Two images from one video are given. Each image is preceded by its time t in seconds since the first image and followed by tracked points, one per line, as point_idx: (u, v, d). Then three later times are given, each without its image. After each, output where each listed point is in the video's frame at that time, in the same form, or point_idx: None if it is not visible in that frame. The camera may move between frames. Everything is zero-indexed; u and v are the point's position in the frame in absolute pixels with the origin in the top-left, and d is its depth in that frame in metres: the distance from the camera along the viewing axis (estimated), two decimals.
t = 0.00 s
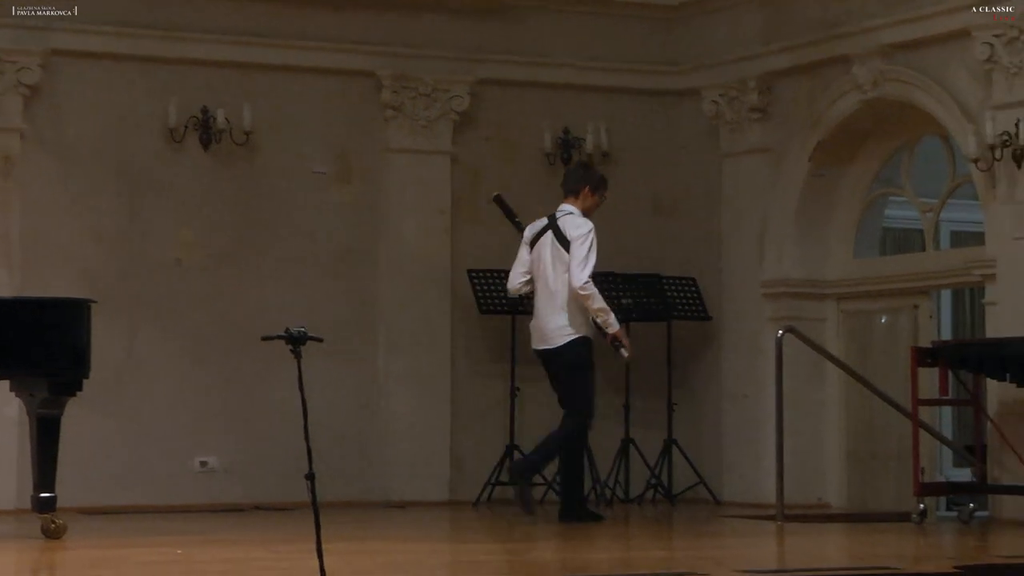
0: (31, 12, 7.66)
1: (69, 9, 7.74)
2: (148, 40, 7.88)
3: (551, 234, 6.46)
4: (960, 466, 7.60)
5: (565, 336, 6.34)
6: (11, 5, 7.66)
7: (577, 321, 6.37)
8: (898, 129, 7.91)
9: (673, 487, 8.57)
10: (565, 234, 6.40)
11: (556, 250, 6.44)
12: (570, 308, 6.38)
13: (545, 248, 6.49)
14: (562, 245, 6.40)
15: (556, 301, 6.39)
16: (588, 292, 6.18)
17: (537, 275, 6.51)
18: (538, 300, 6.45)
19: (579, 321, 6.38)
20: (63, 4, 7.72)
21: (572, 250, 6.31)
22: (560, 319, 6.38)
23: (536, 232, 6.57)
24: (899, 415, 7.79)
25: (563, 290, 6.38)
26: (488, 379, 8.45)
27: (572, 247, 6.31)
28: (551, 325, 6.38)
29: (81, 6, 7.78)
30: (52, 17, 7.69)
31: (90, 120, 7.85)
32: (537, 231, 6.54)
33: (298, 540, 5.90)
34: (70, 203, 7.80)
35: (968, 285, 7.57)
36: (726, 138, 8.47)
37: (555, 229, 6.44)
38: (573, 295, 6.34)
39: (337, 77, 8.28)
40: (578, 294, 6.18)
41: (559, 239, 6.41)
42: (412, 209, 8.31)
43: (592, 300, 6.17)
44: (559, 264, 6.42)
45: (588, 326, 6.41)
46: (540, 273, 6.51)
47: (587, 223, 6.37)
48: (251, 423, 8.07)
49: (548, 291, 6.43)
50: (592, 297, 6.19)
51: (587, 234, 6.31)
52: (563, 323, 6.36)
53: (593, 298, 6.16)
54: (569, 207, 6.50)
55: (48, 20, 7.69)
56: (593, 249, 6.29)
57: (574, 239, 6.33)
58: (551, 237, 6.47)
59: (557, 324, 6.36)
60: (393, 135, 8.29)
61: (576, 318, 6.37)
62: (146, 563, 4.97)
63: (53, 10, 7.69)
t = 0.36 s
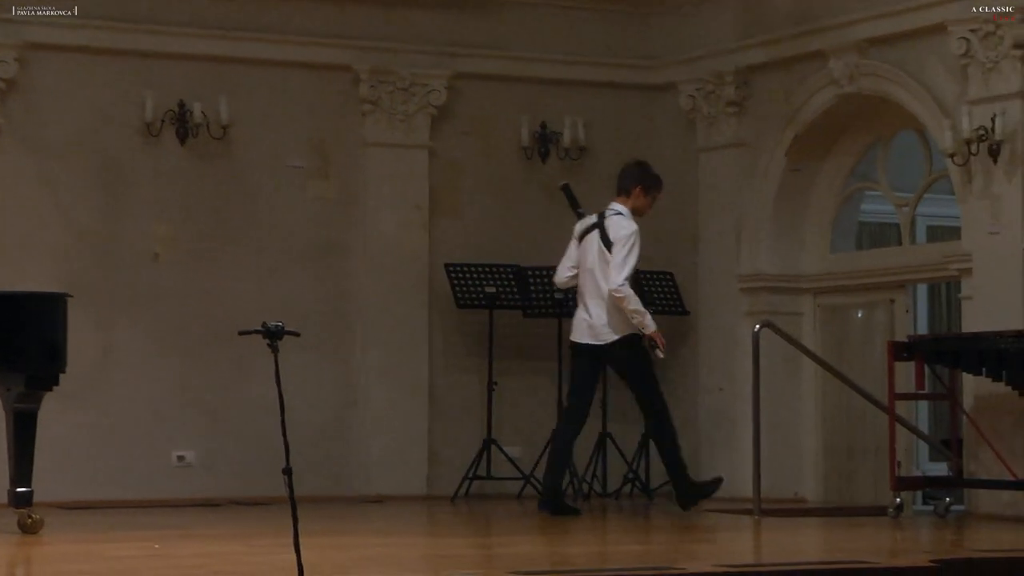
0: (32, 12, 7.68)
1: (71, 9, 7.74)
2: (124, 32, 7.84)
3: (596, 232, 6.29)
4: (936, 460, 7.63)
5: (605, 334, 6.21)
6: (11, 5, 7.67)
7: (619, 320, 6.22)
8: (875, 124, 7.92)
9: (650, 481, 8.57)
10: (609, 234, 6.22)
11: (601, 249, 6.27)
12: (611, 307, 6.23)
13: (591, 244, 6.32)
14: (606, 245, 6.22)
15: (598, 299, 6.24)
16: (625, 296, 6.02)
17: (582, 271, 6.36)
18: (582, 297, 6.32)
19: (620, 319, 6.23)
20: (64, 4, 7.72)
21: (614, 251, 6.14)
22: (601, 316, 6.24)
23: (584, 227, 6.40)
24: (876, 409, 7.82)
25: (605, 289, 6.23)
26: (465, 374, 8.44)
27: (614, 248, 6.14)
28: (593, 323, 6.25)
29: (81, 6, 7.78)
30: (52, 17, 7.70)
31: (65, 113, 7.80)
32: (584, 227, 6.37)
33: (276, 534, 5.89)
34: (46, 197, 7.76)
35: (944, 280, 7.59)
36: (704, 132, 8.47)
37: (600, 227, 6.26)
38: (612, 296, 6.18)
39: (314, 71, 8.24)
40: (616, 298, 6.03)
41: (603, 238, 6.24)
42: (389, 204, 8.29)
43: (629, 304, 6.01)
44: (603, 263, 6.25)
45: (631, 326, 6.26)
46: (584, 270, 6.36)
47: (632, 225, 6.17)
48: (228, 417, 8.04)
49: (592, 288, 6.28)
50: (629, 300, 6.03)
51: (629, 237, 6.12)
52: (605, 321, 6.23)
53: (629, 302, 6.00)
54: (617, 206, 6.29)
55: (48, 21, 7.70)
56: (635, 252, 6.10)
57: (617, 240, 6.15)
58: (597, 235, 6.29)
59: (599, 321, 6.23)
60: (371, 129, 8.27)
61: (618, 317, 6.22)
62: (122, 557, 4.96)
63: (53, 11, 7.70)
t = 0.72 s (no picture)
0: (32, 12, 7.67)
1: (71, 9, 7.74)
2: (106, 28, 7.81)
3: (660, 231, 6.25)
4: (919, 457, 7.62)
5: (669, 332, 6.15)
6: (11, 5, 7.64)
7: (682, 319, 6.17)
8: (859, 121, 7.94)
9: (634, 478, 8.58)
10: (676, 233, 6.18)
11: (664, 247, 6.22)
12: (676, 305, 6.17)
13: (653, 242, 6.26)
14: (673, 243, 6.17)
15: (662, 297, 6.18)
16: (701, 296, 6.01)
17: (642, 270, 6.28)
18: (643, 295, 6.23)
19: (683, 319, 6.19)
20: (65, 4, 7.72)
21: (684, 250, 6.11)
22: (665, 314, 6.17)
23: (643, 225, 6.34)
24: (859, 406, 7.83)
25: (669, 287, 6.18)
26: (449, 371, 8.43)
27: (684, 248, 6.11)
28: (654, 321, 6.17)
29: (81, 6, 7.78)
30: (52, 17, 7.71)
31: (48, 110, 7.77)
32: (645, 225, 6.31)
33: (260, 531, 5.88)
34: (28, 194, 7.73)
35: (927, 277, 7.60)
36: (688, 129, 8.48)
37: (664, 225, 6.21)
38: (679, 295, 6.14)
39: (299, 68, 8.23)
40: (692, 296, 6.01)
41: (668, 237, 6.19)
42: (373, 201, 8.28)
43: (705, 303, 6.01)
44: (667, 261, 6.20)
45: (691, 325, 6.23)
46: (644, 268, 6.28)
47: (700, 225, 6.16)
48: (211, 414, 8.02)
49: (654, 285, 6.21)
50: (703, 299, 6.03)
51: (700, 237, 6.10)
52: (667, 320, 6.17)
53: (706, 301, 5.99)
54: (679, 206, 6.25)
55: (48, 21, 7.71)
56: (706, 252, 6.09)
57: (686, 239, 6.13)
58: (659, 234, 6.24)
59: (663, 318, 6.15)
60: (354, 126, 8.26)
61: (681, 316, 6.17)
62: (104, 554, 4.94)
63: (54, 10, 7.71)
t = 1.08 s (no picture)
0: (31, 12, 7.68)
1: (70, 9, 7.75)
2: (79, 25, 7.76)
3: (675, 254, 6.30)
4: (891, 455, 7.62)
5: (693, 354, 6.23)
6: (11, 6, 7.66)
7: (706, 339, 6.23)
8: (831, 119, 7.96)
9: (608, 476, 8.58)
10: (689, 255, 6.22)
11: (680, 270, 6.28)
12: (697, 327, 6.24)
13: (671, 266, 6.33)
14: (687, 265, 6.22)
15: (683, 321, 6.25)
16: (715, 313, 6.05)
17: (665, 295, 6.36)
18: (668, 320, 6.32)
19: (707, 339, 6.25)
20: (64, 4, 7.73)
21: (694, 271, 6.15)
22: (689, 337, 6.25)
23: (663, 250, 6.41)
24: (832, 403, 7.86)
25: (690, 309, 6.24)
26: (423, 369, 8.41)
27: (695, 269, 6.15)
28: (681, 344, 6.27)
29: (81, 6, 7.79)
30: (52, 17, 7.71)
31: (21, 106, 7.73)
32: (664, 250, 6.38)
33: (233, 529, 5.85)
34: None
35: (899, 275, 7.63)
36: (661, 127, 8.48)
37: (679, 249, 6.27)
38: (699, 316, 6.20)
39: (273, 65, 8.20)
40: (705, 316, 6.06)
41: (682, 260, 6.25)
42: (347, 198, 8.25)
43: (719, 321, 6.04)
44: (684, 284, 6.26)
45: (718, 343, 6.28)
46: (666, 293, 6.36)
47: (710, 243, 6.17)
48: (185, 411, 7.98)
49: (677, 309, 6.29)
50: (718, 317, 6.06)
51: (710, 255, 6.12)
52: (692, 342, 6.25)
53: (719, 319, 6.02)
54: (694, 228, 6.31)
55: (48, 21, 7.71)
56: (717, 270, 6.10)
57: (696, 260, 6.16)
58: (676, 257, 6.30)
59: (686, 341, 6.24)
60: (328, 123, 8.24)
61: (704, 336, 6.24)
62: (76, 552, 4.91)
63: (53, 10, 7.71)
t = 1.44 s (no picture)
0: (32, 12, 7.68)
1: (71, 9, 7.76)
2: (55, 25, 7.72)
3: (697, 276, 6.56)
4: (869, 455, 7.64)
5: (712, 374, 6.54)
6: (11, 6, 7.66)
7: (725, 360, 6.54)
8: (808, 120, 7.98)
9: (584, 477, 8.57)
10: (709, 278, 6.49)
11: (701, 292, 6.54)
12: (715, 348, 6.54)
13: (692, 288, 6.59)
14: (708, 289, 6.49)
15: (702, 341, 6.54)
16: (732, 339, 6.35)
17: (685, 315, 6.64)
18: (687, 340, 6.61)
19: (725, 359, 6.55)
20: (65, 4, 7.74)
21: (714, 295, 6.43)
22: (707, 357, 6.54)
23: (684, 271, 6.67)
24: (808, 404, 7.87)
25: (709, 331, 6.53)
26: (399, 370, 8.38)
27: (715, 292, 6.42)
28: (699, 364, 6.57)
29: (81, 6, 7.80)
30: (52, 17, 7.72)
31: None
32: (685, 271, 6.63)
33: (208, 530, 5.82)
34: None
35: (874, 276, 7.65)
36: (637, 128, 8.48)
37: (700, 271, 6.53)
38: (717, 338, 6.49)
39: (249, 65, 8.17)
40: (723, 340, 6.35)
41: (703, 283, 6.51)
42: (323, 199, 8.23)
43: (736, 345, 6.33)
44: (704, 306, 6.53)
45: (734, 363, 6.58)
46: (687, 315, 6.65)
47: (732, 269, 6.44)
48: (161, 412, 7.94)
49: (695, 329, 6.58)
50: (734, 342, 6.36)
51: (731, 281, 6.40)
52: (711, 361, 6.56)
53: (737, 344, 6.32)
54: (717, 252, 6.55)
55: (47, 21, 7.71)
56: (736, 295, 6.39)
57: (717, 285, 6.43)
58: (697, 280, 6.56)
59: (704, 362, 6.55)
60: (305, 124, 8.21)
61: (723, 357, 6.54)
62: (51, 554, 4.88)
63: (53, 10, 7.72)
